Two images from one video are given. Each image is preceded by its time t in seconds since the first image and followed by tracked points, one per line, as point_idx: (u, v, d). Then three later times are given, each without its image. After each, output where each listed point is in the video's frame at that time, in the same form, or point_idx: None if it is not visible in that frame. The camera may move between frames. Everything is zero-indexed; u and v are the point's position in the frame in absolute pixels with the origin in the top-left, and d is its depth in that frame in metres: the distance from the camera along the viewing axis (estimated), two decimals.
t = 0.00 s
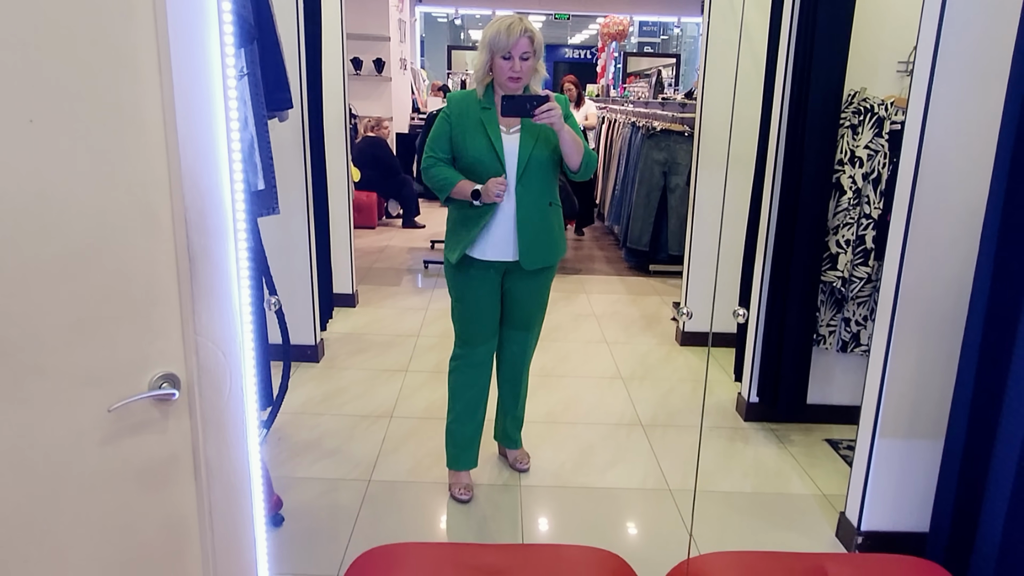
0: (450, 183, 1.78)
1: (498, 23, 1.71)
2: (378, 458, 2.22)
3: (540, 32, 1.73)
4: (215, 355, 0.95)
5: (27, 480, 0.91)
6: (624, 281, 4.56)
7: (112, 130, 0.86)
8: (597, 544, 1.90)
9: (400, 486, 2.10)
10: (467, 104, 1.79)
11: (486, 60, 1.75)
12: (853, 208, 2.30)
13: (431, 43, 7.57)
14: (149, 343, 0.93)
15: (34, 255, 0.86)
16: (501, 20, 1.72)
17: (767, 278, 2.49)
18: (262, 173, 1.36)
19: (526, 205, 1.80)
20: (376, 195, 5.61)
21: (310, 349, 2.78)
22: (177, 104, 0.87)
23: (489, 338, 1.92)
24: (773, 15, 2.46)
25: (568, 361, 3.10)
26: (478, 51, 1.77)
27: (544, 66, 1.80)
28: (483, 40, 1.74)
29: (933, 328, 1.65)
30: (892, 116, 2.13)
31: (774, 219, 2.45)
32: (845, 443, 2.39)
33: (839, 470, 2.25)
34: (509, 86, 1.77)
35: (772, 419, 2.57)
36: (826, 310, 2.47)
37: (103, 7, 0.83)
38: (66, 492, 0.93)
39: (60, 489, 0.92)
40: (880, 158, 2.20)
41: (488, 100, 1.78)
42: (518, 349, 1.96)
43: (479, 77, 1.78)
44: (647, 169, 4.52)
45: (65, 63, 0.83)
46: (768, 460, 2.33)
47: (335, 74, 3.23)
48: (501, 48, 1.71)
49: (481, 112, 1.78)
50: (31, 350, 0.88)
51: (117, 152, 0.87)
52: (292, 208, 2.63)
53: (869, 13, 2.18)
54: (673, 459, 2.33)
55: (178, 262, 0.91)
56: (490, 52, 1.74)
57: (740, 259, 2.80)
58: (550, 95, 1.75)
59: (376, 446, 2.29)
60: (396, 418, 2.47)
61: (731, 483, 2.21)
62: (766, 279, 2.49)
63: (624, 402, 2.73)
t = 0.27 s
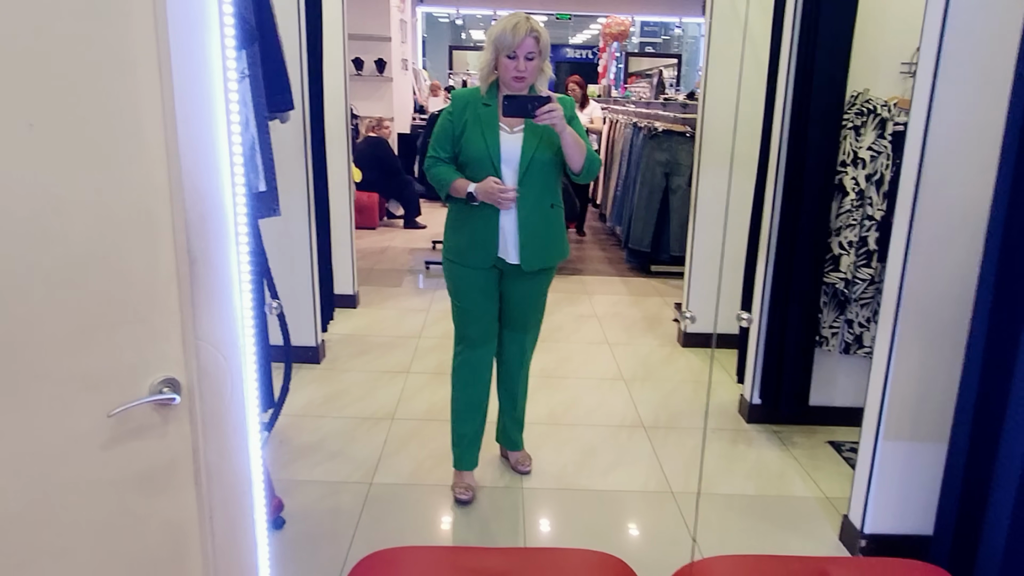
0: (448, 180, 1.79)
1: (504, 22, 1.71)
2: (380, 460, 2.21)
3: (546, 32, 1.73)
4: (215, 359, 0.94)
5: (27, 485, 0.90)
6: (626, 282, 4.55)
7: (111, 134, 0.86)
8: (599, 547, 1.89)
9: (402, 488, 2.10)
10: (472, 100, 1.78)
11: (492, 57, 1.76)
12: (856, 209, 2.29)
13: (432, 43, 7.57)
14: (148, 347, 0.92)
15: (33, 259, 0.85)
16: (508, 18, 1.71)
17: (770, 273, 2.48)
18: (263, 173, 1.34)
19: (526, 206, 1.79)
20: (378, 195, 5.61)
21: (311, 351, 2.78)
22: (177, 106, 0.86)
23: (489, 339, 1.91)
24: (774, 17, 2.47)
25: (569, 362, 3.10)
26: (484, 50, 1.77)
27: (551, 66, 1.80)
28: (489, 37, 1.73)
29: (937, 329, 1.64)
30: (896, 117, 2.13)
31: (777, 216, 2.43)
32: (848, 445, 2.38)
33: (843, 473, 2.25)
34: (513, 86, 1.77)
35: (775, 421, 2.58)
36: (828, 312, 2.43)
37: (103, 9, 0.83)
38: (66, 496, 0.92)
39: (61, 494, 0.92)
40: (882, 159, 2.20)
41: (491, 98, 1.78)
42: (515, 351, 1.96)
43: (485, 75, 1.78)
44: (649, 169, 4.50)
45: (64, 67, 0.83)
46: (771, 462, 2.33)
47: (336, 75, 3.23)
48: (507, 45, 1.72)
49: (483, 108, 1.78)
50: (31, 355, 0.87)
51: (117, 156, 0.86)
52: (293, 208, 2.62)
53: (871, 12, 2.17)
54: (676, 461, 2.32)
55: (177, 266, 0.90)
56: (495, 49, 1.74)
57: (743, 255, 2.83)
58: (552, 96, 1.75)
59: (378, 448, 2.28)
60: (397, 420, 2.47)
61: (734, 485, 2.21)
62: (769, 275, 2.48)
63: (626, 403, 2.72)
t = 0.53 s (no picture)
0: (455, 185, 1.75)
1: (504, 20, 1.68)
2: (388, 468, 2.18)
3: (547, 30, 1.70)
4: (230, 375, 0.91)
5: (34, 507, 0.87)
6: (632, 283, 4.51)
7: (123, 140, 0.82)
8: (613, 557, 1.85)
9: (412, 496, 2.06)
10: (471, 102, 1.76)
11: (490, 56, 1.72)
12: (871, 212, 2.26)
13: (434, 43, 7.54)
14: (161, 362, 0.89)
15: (41, 270, 0.82)
16: (506, 17, 1.68)
17: (784, 276, 2.40)
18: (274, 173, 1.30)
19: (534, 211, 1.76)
20: (381, 196, 5.57)
21: (317, 355, 2.75)
22: (192, 113, 0.83)
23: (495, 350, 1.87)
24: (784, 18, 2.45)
25: (577, 365, 3.06)
26: (484, 50, 1.74)
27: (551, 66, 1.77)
28: (489, 36, 1.70)
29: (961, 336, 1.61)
30: (913, 117, 2.11)
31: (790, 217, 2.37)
32: (863, 451, 2.38)
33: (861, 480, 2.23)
34: (512, 86, 1.73)
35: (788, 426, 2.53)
36: (843, 315, 2.42)
37: (115, 11, 0.79)
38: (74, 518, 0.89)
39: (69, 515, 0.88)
40: (898, 160, 2.18)
41: (490, 100, 1.75)
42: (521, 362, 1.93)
43: (483, 76, 1.75)
44: (654, 170, 4.40)
45: (72, 70, 0.79)
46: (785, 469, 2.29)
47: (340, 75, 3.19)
48: (506, 44, 1.68)
49: (483, 111, 1.74)
50: (38, 371, 0.84)
51: (128, 163, 0.83)
52: (298, 210, 2.59)
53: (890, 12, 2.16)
54: (689, 467, 2.29)
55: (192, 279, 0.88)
56: (495, 48, 1.71)
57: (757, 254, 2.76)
58: (554, 97, 1.71)
59: (386, 455, 2.24)
60: (405, 425, 2.43)
61: (748, 492, 2.17)
62: (783, 278, 2.40)
63: (636, 408, 2.69)
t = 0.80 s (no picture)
0: (445, 197, 1.66)
1: (498, 15, 1.59)
2: (395, 478, 2.12)
3: (542, 27, 1.62)
4: (241, 393, 0.86)
5: (33, 539, 0.81)
6: (638, 284, 4.46)
7: (129, 146, 0.77)
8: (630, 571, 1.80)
9: (421, 507, 2.00)
10: (462, 106, 1.67)
11: (483, 56, 1.64)
12: (891, 214, 2.19)
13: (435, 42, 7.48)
14: (171, 382, 0.83)
15: (40, 286, 0.76)
16: (502, 12, 1.59)
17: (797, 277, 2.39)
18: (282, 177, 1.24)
19: (527, 219, 1.68)
20: (383, 196, 5.52)
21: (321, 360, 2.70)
22: (201, 116, 0.78)
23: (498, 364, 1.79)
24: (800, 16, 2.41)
25: (586, 369, 3.01)
26: (477, 48, 1.65)
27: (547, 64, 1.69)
28: (481, 33, 1.61)
29: (991, 343, 1.56)
30: (933, 117, 2.01)
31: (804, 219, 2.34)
32: (882, 459, 2.26)
33: (879, 489, 2.15)
34: (506, 86, 1.64)
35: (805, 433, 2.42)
36: (860, 319, 2.36)
37: (121, 7, 0.74)
38: (75, 550, 0.83)
39: (71, 547, 0.82)
40: (918, 162, 2.09)
41: (482, 102, 1.66)
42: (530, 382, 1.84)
43: (476, 78, 1.67)
44: (660, 170, 4.34)
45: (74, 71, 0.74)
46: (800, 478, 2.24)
47: (344, 75, 3.14)
48: (500, 43, 1.59)
49: (474, 114, 1.66)
50: (38, 393, 0.78)
51: (135, 171, 0.77)
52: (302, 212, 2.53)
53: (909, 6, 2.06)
54: (704, 476, 2.23)
55: (200, 293, 0.82)
56: (487, 47, 1.62)
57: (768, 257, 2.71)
58: (555, 96, 1.61)
59: (393, 465, 2.18)
60: (412, 433, 2.38)
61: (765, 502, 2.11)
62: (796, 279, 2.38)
63: (647, 414, 2.63)
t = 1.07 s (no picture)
0: (438, 205, 1.60)
1: (494, 8, 1.49)
2: (396, 486, 2.07)
3: (542, 20, 1.51)
4: (236, 413, 0.82)
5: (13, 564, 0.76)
6: (641, 286, 4.42)
7: (115, 152, 0.72)
8: None
9: (422, 517, 1.95)
10: (453, 105, 1.58)
11: (478, 49, 1.55)
12: (902, 216, 2.10)
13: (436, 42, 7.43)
14: (160, 401, 0.79)
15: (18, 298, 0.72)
16: (498, 4, 1.49)
17: (805, 280, 2.38)
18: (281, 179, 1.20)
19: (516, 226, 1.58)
20: (384, 197, 5.48)
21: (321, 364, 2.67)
22: (192, 120, 0.73)
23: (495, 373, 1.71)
24: (809, 14, 2.37)
25: (589, 373, 2.97)
26: (471, 42, 1.56)
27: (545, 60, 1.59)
28: (477, 27, 1.52)
29: (1010, 351, 1.51)
30: (946, 116, 1.98)
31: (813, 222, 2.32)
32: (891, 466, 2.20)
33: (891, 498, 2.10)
34: (503, 83, 1.56)
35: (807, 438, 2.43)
36: (870, 323, 2.27)
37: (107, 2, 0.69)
38: None
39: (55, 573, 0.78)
40: (930, 162, 2.02)
41: (476, 101, 1.58)
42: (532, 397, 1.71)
43: (469, 74, 1.57)
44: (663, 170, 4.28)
45: (56, 71, 0.69)
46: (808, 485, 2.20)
47: (343, 74, 3.09)
48: (496, 38, 1.50)
49: (468, 114, 1.57)
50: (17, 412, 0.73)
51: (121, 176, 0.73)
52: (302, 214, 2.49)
53: None
54: (710, 483, 2.19)
55: (190, 308, 0.77)
56: (482, 42, 1.53)
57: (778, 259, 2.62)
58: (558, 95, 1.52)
59: (394, 473, 2.14)
60: (414, 439, 2.33)
61: (774, 510, 2.07)
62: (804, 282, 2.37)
63: (653, 419, 2.59)
